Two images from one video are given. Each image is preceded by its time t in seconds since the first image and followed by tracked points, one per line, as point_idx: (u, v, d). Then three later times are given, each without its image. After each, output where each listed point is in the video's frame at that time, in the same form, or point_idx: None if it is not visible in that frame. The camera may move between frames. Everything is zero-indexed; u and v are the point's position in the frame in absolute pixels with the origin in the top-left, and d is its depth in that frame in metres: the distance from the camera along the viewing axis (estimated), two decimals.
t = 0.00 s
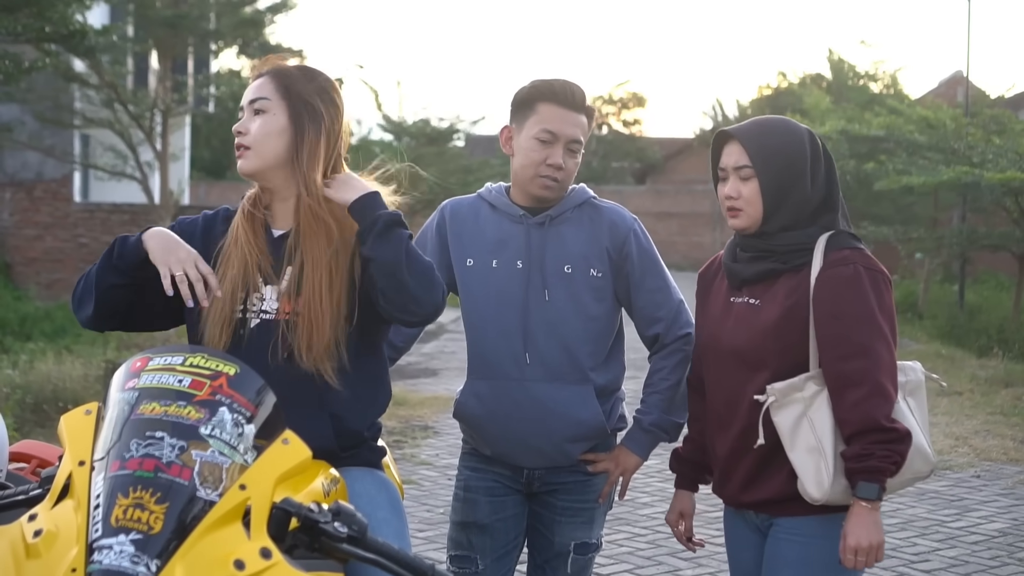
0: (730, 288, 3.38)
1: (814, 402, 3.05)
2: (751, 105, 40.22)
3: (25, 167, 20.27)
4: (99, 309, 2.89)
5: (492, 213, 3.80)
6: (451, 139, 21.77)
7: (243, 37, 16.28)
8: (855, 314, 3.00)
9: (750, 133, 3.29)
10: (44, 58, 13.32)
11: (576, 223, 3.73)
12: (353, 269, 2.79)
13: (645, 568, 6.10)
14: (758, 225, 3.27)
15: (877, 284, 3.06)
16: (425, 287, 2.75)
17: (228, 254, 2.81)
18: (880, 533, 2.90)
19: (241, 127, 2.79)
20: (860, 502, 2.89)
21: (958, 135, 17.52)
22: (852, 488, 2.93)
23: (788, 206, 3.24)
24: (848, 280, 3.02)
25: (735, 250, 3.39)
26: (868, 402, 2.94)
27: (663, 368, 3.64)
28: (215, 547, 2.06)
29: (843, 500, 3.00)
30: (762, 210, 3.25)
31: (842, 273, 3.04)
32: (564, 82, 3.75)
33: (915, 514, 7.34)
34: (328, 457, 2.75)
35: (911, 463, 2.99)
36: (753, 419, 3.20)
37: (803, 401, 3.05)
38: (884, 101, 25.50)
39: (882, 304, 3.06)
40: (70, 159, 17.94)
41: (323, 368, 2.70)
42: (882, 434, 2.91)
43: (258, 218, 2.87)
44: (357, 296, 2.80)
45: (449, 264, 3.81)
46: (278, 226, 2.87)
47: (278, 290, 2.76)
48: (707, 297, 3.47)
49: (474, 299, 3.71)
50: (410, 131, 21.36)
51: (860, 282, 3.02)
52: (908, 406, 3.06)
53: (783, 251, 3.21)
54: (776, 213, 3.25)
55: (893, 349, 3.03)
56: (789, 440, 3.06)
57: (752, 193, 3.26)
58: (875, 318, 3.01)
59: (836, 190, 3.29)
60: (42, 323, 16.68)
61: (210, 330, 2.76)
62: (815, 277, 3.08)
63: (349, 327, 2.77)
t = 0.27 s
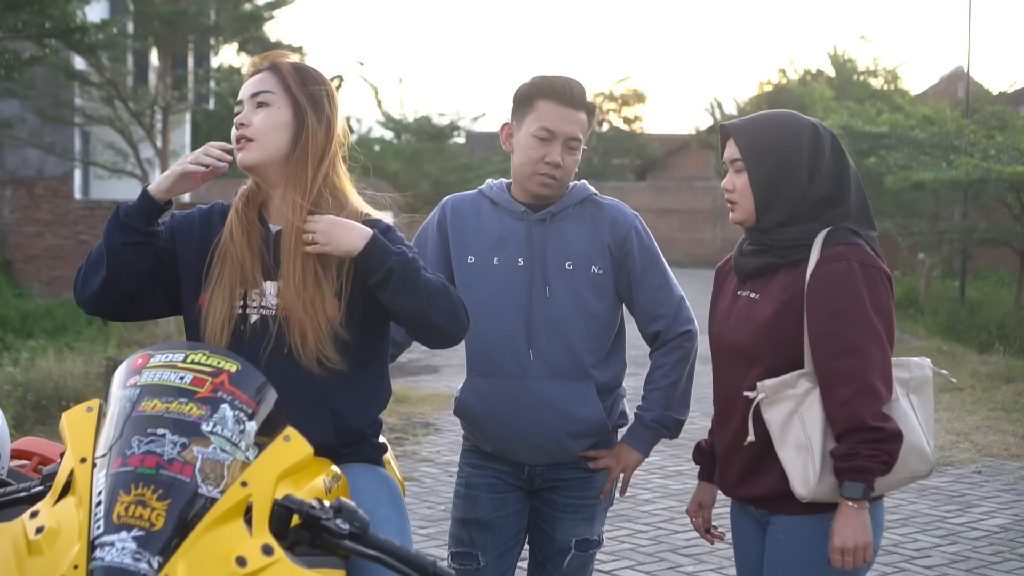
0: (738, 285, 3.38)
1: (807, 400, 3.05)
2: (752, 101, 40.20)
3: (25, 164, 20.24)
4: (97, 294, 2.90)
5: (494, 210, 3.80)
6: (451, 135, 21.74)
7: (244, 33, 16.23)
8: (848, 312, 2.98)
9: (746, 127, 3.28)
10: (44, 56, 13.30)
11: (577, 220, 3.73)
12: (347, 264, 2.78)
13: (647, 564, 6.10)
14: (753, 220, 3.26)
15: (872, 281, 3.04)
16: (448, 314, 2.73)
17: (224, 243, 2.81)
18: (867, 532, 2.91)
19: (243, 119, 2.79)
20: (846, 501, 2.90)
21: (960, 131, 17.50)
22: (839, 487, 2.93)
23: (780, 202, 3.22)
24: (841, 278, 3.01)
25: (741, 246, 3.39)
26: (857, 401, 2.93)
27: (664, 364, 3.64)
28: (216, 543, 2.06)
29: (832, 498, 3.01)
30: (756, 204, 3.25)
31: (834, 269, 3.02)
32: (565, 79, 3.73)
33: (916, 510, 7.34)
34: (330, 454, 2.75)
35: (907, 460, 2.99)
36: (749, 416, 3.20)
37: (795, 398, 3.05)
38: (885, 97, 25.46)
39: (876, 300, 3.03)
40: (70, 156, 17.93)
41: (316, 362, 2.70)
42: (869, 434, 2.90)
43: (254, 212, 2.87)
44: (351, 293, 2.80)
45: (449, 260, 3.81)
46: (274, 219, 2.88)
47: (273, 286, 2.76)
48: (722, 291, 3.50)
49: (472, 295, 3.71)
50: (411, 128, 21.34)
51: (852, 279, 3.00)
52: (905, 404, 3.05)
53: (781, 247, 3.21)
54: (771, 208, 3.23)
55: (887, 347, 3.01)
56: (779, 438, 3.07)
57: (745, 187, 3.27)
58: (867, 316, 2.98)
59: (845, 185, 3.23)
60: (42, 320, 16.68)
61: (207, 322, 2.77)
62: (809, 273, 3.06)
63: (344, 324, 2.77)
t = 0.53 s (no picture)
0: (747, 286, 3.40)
1: (792, 402, 3.07)
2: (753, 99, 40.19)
3: (26, 163, 20.24)
4: (121, 255, 2.78)
5: (495, 209, 3.80)
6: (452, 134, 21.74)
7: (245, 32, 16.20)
8: (831, 313, 2.98)
9: (745, 126, 3.29)
10: (45, 55, 13.31)
11: (577, 221, 3.73)
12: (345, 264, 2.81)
13: (648, 563, 6.11)
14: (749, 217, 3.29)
15: (855, 282, 3.01)
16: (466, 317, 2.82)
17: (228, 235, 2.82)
18: (831, 534, 2.98)
19: (259, 115, 2.79)
20: (811, 504, 2.97)
21: (962, 130, 17.49)
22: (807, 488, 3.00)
23: (774, 202, 3.23)
24: (822, 279, 3.01)
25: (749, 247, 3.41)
26: (827, 404, 2.95)
27: (666, 363, 3.64)
28: (217, 542, 2.06)
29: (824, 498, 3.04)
30: (753, 201, 3.28)
31: (817, 270, 3.03)
32: (566, 77, 3.73)
33: (918, 508, 7.34)
34: (331, 454, 2.75)
35: (898, 462, 3.01)
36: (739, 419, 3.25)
37: (782, 400, 3.08)
38: (887, 95, 25.45)
39: (860, 301, 3.00)
40: (71, 155, 17.95)
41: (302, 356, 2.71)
42: (838, 438, 2.93)
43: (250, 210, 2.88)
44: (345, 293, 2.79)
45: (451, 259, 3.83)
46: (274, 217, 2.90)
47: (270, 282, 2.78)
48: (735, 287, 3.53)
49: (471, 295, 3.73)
50: (412, 127, 21.34)
51: (833, 280, 3.00)
52: (898, 405, 3.06)
53: (776, 245, 3.23)
54: (766, 207, 3.25)
55: (872, 350, 2.98)
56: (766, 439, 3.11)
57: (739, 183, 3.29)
58: (847, 317, 2.97)
59: (849, 182, 3.16)
60: (44, 319, 16.70)
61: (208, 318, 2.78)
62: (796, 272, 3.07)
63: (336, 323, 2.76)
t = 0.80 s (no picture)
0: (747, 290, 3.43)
1: (783, 402, 3.11)
2: (756, 100, 40.20)
3: (29, 163, 20.26)
4: (167, 250, 2.67)
5: (496, 210, 3.81)
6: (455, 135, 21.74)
7: (248, 32, 16.22)
8: (818, 315, 3.00)
9: (748, 126, 3.30)
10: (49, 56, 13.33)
11: (578, 222, 3.74)
12: (345, 260, 2.83)
13: (649, 564, 6.11)
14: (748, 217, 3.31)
15: (846, 283, 3.01)
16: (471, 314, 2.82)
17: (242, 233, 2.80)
18: (809, 531, 3.01)
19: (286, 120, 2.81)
20: (792, 499, 3.01)
21: (966, 131, 17.48)
22: (787, 484, 3.05)
23: (773, 204, 3.25)
24: (811, 280, 3.03)
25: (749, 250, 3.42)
26: (811, 404, 2.98)
27: (666, 364, 3.64)
28: (219, 541, 2.07)
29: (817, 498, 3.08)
30: (754, 201, 3.30)
31: (808, 272, 3.05)
32: (568, 76, 3.74)
33: (919, 509, 7.35)
34: (334, 454, 2.77)
35: (889, 463, 3.04)
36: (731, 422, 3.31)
37: (774, 399, 3.12)
38: (889, 96, 25.44)
39: (849, 301, 3.00)
40: (74, 155, 17.98)
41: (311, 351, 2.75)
42: (821, 438, 2.95)
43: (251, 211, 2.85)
44: (346, 292, 2.82)
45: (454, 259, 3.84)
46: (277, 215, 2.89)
47: (278, 280, 2.80)
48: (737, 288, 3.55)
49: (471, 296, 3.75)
50: (414, 127, 21.36)
51: (820, 282, 3.02)
52: (890, 407, 3.08)
53: (771, 247, 3.25)
54: (765, 210, 3.27)
55: (860, 350, 2.99)
56: (757, 438, 3.15)
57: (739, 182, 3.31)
58: (833, 318, 2.99)
59: (851, 187, 3.18)
60: (47, 318, 16.73)
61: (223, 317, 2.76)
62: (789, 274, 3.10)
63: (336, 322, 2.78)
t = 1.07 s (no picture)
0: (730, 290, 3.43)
1: (781, 403, 3.10)
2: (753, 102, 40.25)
3: (26, 164, 20.25)
4: (191, 294, 2.59)
5: (493, 212, 3.80)
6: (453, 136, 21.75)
7: (245, 34, 16.22)
8: (819, 315, 3.00)
9: (743, 128, 3.30)
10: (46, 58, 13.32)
11: (575, 224, 3.74)
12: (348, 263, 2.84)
13: (647, 565, 6.11)
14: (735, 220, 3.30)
15: (842, 285, 3.05)
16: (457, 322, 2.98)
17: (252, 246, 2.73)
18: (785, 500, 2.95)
19: (296, 133, 2.77)
20: (776, 469, 2.96)
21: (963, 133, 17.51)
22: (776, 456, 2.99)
23: (762, 209, 3.25)
24: (808, 282, 3.04)
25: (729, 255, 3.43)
26: (817, 394, 2.96)
27: (664, 365, 3.63)
28: (217, 543, 2.07)
29: (814, 495, 3.08)
30: (741, 204, 3.29)
31: (804, 273, 3.05)
32: (562, 78, 3.72)
33: (916, 511, 7.35)
34: (333, 456, 2.77)
35: (883, 456, 3.08)
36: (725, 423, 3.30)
37: (771, 401, 3.10)
38: (886, 98, 25.47)
39: (848, 303, 3.04)
40: (71, 156, 17.98)
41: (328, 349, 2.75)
42: (829, 423, 2.93)
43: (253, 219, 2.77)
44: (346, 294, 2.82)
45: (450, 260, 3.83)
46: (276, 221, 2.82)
47: (284, 288, 2.74)
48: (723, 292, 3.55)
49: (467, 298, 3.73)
50: (411, 128, 21.36)
51: (819, 282, 3.03)
52: (881, 403, 3.11)
53: (756, 253, 3.24)
54: (753, 214, 3.27)
55: (859, 348, 3.02)
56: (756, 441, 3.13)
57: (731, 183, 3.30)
58: (837, 318, 3.00)
59: (835, 196, 3.21)
60: (44, 320, 16.72)
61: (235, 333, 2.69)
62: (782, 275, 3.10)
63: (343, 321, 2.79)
